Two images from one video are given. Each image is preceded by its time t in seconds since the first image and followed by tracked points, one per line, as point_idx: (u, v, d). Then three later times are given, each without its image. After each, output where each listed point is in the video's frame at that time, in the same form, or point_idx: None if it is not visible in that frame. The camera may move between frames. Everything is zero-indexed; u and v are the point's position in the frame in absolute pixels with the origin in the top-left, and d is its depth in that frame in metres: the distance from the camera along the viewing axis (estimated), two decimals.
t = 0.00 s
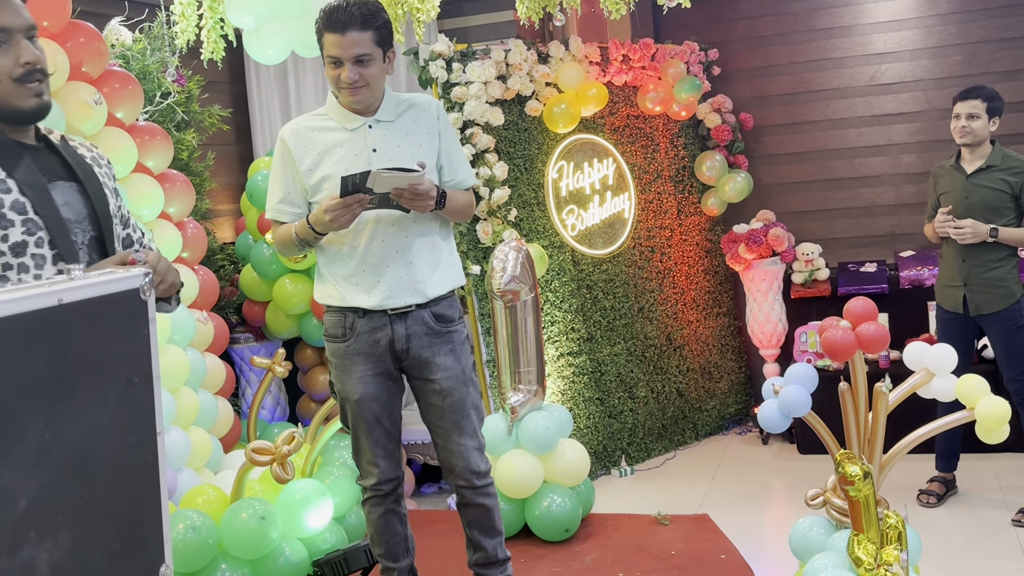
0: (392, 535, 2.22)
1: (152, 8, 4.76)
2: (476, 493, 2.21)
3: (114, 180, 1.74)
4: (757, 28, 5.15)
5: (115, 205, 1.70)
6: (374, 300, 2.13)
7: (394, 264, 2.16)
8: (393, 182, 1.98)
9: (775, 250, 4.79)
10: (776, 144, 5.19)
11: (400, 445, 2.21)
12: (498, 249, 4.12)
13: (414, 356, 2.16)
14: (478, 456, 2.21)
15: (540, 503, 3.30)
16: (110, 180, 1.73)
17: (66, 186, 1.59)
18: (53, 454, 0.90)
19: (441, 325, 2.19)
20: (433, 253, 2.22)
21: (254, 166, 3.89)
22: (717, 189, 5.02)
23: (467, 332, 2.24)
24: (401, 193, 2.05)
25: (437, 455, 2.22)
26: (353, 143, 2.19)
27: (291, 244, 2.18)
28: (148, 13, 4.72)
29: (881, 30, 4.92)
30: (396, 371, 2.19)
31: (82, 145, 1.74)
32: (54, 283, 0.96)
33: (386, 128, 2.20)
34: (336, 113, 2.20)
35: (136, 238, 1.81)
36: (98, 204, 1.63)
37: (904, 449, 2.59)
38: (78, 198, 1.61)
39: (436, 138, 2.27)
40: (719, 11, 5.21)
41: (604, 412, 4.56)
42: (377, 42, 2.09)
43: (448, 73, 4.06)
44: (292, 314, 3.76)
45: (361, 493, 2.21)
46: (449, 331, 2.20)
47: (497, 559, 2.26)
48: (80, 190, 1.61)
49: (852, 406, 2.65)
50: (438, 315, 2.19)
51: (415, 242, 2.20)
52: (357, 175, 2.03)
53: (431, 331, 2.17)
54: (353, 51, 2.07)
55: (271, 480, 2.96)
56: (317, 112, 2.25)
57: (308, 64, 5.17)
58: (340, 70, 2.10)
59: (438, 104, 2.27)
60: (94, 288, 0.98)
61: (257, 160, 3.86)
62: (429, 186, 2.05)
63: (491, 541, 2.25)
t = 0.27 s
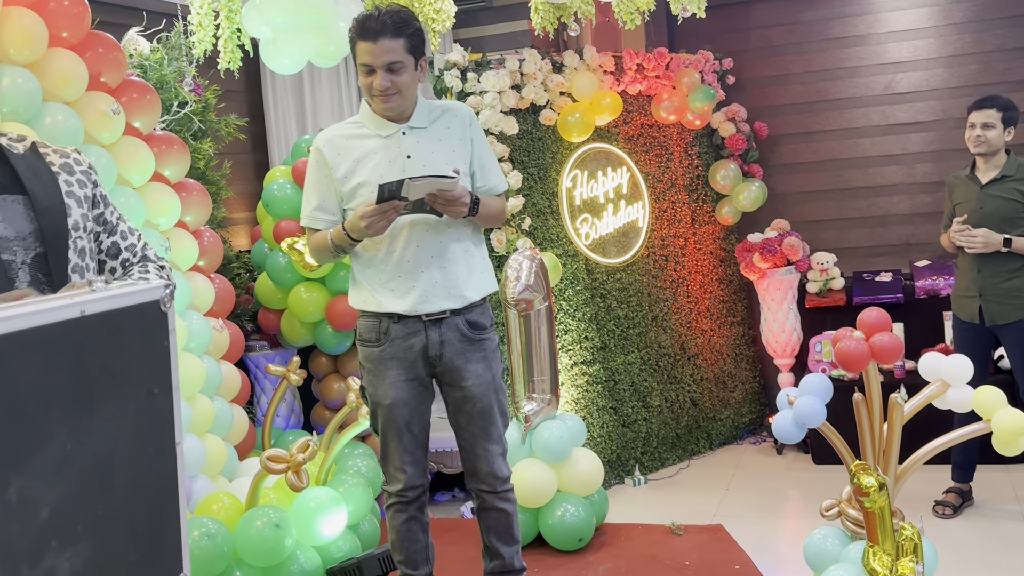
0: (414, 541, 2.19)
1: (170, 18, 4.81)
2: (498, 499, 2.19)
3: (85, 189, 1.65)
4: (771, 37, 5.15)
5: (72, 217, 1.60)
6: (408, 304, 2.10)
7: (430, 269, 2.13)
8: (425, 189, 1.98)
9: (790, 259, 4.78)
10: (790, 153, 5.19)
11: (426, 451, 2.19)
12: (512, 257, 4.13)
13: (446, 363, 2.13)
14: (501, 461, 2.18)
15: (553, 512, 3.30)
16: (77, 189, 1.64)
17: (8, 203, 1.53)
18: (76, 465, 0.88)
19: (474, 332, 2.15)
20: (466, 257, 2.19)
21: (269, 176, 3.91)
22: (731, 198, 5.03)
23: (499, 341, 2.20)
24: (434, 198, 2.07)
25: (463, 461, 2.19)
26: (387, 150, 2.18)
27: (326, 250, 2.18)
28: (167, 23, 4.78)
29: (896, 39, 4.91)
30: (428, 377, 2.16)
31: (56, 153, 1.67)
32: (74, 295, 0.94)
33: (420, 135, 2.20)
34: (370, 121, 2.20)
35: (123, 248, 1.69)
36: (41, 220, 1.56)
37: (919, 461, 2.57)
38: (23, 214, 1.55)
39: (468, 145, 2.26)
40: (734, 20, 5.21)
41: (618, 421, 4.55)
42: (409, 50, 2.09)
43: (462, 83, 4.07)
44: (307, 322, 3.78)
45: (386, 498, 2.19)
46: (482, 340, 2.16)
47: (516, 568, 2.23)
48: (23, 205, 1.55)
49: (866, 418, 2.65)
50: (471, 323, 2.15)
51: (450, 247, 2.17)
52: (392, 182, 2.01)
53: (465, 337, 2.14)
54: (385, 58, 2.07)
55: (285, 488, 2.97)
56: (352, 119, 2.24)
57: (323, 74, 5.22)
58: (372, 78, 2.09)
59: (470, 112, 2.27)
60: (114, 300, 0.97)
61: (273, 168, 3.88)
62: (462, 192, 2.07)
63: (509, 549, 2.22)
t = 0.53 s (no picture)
0: (441, 555, 2.19)
1: (195, 34, 4.87)
2: (521, 508, 2.19)
3: (86, 206, 1.47)
4: (793, 51, 5.14)
5: (60, 240, 1.43)
6: (445, 318, 2.11)
7: (466, 283, 2.14)
8: (462, 204, 2.01)
9: (812, 274, 4.75)
10: (812, 166, 5.17)
11: (455, 463, 2.19)
12: (532, 271, 4.15)
13: (480, 377, 2.14)
14: (528, 474, 2.19)
15: (574, 527, 3.30)
16: (75, 206, 1.46)
17: None
18: (112, 487, 0.88)
19: (508, 347, 2.15)
20: (503, 271, 2.19)
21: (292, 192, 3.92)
22: (752, 212, 5.00)
23: (533, 357, 2.20)
24: (471, 212, 2.06)
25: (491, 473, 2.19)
26: (426, 165, 2.19)
27: (368, 265, 2.21)
28: (192, 38, 4.83)
29: (919, 53, 4.90)
30: (462, 391, 2.17)
31: (68, 160, 1.49)
32: (114, 317, 0.94)
33: (458, 150, 2.19)
34: (410, 137, 2.21)
35: (134, 269, 1.50)
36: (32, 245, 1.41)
37: (944, 478, 2.55)
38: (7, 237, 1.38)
39: (507, 160, 2.24)
40: (756, 34, 5.21)
41: (639, 435, 4.54)
42: (447, 67, 2.11)
43: (484, 97, 4.11)
44: (329, 336, 3.81)
45: (416, 511, 2.19)
46: (517, 356, 2.16)
47: None
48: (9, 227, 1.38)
49: (891, 435, 2.63)
50: (506, 338, 2.15)
51: (486, 262, 2.18)
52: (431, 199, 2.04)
53: (498, 351, 2.14)
54: (423, 75, 2.10)
55: (307, 501, 2.98)
56: (393, 135, 2.25)
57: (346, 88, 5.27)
58: (411, 94, 2.12)
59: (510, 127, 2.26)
60: (154, 321, 0.96)
61: (297, 183, 3.92)
62: (499, 205, 2.07)
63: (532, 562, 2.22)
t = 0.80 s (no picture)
0: (461, 564, 2.19)
1: (216, 46, 4.92)
2: (543, 521, 2.19)
3: (95, 229, 1.26)
4: (812, 63, 5.14)
5: (54, 269, 1.25)
6: (469, 330, 2.12)
7: (489, 294, 2.14)
8: (485, 218, 2.02)
9: (831, 286, 4.73)
10: (830, 178, 5.15)
11: (477, 474, 2.20)
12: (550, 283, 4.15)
13: (503, 389, 2.14)
14: (549, 485, 2.19)
15: (592, 540, 3.29)
16: (85, 228, 1.26)
17: None
18: (144, 503, 0.88)
19: (531, 359, 2.15)
20: (527, 283, 2.19)
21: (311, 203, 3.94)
22: (770, 223, 4.99)
23: (556, 370, 2.19)
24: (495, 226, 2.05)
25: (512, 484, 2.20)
26: (454, 177, 2.20)
27: (394, 276, 2.23)
28: (213, 50, 4.87)
29: (938, 65, 4.88)
30: (485, 402, 2.17)
31: (97, 171, 1.30)
32: (146, 332, 0.94)
33: (486, 162, 2.20)
34: (440, 149, 2.22)
35: (143, 291, 1.22)
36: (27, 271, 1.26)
37: (967, 493, 2.53)
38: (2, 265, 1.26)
39: (535, 172, 2.24)
40: (774, 45, 5.21)
41: (656, 447, 4.53)
42: (481, 81, 2.13)
43: (503, 109, 4.13)
44: (347, 346, 3.82)
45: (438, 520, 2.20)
46: (540, 368, 2.16)
47: None
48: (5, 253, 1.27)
49: (912, 449, 2.61)
50: (530, 350, 2.15)
51: (511, 274, 2.17)
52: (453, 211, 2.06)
53: (521, 363, 2.14)
54: (458, 90, 2.11)
55: (326, 512, 2.99)
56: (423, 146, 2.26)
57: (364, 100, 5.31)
58: (446, 109, 2.14)
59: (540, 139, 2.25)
60: (186, 336, 0.96)
61: (315, 195, 3.94)
62: (523, 218, 2.06)
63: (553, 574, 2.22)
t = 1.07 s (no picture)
0: (473, 569, 2.19)
1: (228, 52, 4.95)
2: (554, 527, 2.18)
3: (109, 233, 1.14)
4: (823, 69, 5.13)
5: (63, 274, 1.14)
6: (481, 334, 2.11)
7: (501, 299, 2.13)
8: (498, 222, 2.03)
9: (842, 292, 4.70)
10: (842, 184, 5.14)
11: (489, 480, 2.19)
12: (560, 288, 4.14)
13: (514, 394, 2.13)
14: (561, 491, 2.18)
15: (603, 547, 3.28)
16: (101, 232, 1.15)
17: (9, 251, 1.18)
18: (158, 505, 0.88)
19: (544, 364, 2.14)
20: (538, 288, 2.18)
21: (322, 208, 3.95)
22: (782, 229, 4.97)
23: (569, 375, 2.19)
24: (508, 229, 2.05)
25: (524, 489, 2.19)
26: (467, 182, 2.20)
27: (408, 280, 2.22)
28: (225, 56, 4.90)
29: (950, 71, 4.86)
30: (497, 406, 2.17)
31: (132, 167, 1.18)
32: (159, 334, 0.94)
33: (501, 168, 2.20)
34: (455, 154, 2.22)
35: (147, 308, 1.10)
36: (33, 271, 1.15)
37: (979, 501, 2.51)
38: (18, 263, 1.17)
39: (548, 178, 2.24)
40: (786, 51, 5.20)
41: (666, 454, 4.52)
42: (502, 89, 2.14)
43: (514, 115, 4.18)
44: (358, 351, 3.82)
45: (449, 526, 2.19)
46: (552, 373, 2.15)
47: None
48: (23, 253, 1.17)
49: (925, 456, 2.59)
50: (542, 355, 2.14)
51: (524, 279, 2.17)
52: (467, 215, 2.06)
53: (533, 368, 2.13)
54: (481, 98, 2.11)
55: (336, 516, 2.99)
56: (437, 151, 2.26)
57: (376, 106, 5.33)
58: (467, 117, 2.14)
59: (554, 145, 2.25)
60: (200, 338, 0.96)
61: (326, 201, 3.95)
62: (536, 221, 2.05)
63: None
